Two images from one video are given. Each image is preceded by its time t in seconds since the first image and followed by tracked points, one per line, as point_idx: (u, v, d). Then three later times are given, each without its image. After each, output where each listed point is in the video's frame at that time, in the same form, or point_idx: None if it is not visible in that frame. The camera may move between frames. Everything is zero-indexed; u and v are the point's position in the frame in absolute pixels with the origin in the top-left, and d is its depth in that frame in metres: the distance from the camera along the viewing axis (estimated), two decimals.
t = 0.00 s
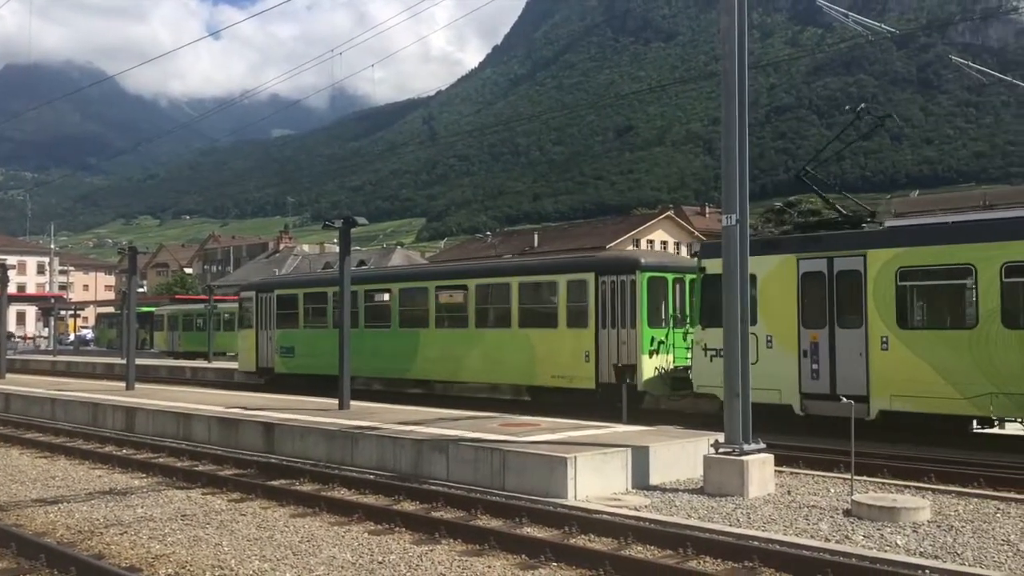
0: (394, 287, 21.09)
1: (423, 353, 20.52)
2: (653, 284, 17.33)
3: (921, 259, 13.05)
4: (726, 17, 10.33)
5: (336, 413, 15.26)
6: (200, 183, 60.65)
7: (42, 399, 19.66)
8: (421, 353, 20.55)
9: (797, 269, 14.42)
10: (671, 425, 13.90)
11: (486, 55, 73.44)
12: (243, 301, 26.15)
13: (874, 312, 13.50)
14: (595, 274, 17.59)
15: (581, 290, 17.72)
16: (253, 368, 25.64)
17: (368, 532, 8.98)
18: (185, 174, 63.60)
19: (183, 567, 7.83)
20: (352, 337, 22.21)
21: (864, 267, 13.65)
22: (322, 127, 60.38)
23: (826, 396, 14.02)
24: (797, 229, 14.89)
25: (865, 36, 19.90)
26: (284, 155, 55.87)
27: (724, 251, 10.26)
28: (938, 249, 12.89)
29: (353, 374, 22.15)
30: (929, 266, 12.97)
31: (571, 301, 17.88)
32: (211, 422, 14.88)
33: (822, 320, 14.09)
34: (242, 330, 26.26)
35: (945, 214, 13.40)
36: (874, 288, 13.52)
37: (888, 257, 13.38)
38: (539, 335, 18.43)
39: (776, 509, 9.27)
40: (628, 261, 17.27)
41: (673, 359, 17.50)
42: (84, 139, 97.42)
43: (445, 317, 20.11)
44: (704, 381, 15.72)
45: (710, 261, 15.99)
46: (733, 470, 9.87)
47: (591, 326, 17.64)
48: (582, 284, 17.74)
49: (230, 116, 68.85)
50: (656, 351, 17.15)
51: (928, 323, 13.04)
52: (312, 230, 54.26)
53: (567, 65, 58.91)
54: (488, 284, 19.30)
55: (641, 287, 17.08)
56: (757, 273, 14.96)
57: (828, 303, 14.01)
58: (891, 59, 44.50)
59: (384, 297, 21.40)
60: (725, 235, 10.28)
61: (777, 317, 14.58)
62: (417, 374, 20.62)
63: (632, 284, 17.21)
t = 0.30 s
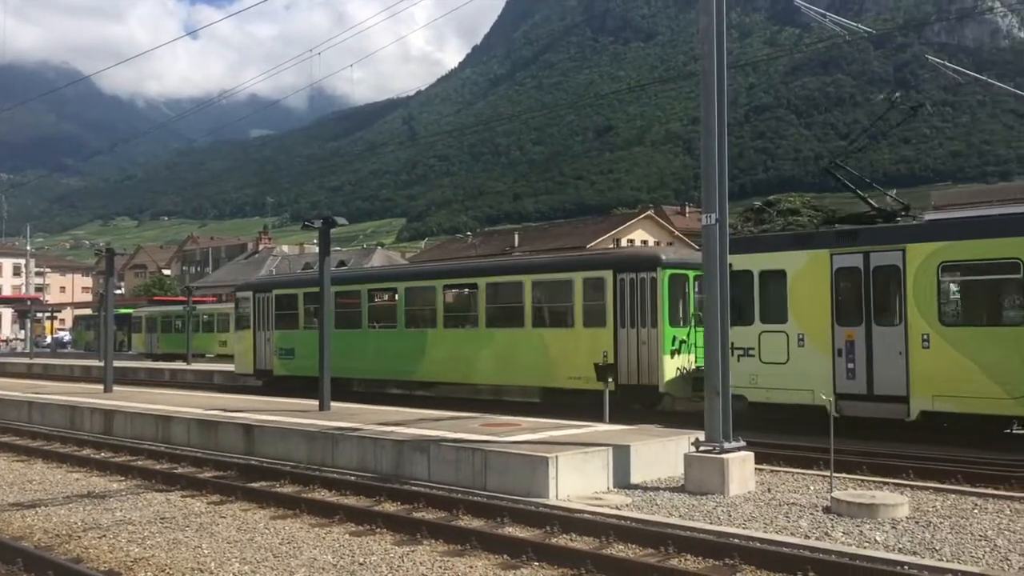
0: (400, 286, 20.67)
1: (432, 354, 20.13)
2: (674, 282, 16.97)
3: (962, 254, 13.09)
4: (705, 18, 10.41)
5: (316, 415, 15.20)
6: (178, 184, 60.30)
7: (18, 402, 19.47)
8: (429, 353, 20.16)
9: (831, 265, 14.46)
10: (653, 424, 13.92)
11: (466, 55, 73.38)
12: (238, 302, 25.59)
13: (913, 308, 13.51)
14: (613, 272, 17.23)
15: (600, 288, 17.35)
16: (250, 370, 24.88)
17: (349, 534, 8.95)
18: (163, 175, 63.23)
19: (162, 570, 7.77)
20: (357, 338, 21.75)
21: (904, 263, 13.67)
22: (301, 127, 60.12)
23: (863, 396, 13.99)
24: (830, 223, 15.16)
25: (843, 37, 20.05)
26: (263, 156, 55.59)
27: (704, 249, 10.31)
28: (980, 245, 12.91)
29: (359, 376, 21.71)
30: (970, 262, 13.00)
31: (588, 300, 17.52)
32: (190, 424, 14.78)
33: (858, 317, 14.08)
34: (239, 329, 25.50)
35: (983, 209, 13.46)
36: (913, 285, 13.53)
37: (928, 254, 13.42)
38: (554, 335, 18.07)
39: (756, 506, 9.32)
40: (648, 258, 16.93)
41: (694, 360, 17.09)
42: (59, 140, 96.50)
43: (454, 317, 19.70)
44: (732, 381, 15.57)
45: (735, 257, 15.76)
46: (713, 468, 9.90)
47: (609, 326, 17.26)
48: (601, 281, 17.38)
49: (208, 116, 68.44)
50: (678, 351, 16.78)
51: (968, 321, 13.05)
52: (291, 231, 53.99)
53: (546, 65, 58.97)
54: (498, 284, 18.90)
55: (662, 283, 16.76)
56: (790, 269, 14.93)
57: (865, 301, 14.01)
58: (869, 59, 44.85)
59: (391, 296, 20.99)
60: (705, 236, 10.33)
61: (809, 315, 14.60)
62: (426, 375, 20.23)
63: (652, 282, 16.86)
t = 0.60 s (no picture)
0: (408, 286, 20.09)
1: (442, 355, 19.57)
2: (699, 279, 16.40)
3: (1010, 246, 12.38)
4: (682, 16, 10.40)
5: (297, 415, 15.13)
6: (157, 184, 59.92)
7: None
8: (438, 354, 19.62)
9: (868, 259, 13.76)
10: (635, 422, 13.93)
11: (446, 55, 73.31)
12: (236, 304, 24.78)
13: (958, 304, 12.79)
14: (634, 269, 16.69)
15: (620, 286, 16.83)
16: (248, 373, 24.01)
17: (330, 535, 8.93)
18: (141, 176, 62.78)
19: (142, 574, 7.71)
20: (360, 338, 21.13)
21: (947, 257, 12.97)
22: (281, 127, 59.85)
23: (904, 396, 13.28)
24: (859, 218, 14.64)
25: (821, 36, 20.10)
26: (243, 155, 55.28)
27: (684, 248, 10.33)
28: None
29: (364, 379, 21.06)
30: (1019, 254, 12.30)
31: (608, 298, 17.01)
32: (170, 426, 14.68)
33: (898, 313, 13.36)
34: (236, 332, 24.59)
35: None
36: (957, 279, 12.84)
37: (973, 246, 12.73)
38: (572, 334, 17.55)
39: (737, 503, 9.38)
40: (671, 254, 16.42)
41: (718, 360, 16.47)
42: (36, 141, 95.64)
43: (463, 316, 19.17)
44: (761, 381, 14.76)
45: (765, 252, 14.97)
46: (694, 466, 9.94)
47: (630, 324, 16.69)
48: (622, 278, 16.82)
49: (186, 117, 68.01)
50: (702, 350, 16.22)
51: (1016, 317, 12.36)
52: (271, 231, 53.73)
53: (527, 65, 59.04)
54: (511, 283, 18.40)
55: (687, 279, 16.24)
56: (823, 264, 14.21)
57: (905, 296, 13.31)
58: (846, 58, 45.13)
59: (385, 297, 20.69)
60: (684, 235, 10.35)
61: (845, 312, 13.89)
62: (435, 377, 19.65)
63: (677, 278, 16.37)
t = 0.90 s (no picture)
0: (417, 284, 19.60)
1: (452, 356, 19.08)
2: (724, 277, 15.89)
3: None
4: (663, 17, 10.43)
5: (276, 417, 15.07)
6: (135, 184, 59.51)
7: None
8: (447, 355, 19.12)
9: (908, 256, 13.26)
10: (617, 423, 13.93)
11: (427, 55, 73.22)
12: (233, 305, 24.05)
13: (1005, 302, 12.34)
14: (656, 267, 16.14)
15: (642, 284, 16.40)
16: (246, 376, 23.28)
17: (310, 537, 8.88)
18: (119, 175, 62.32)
19: None
20: (365, 339, 20.61)
21: (993, 253, 12.52)
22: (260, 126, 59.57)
23: (947, 397, 12.81)
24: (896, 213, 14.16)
25: (799, 37, 20.21)
26: (222, 155, 54.97)
27: (664, 249, 10.35)
28: None
29: (369, 380, 20.56)
30: None
31: (628, 298, 16.57)
32: (147, 427, 14.57)
33: (940, 311, 12.91)
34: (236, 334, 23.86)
35: None
36: (1005, 276, 12.39)
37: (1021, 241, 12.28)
38: (590, 334, 17.10)
39: (716, 502, 9.42)
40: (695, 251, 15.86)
41: (745, 360, 16.08)
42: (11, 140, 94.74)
43: (474, 316, 18.68)
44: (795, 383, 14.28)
45: (798, 249, 14.46)
46: (675, 466, 9.97)
47: (652, 324, 16.27)
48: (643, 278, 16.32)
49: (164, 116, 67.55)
50: (728, 350, 15.76)
51: None
52: (250, 231, 53.45)
53: (507, 65, 59.07)
54: (525, 282, 17.92)
55: (712, 279, 15.72)
56: (860, 261, 13.73)
57: (948, 294, 12.85)
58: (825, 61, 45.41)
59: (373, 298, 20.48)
60: (665, 235, 10.37)
61: (884, 310, 13.43)
62: (445, 378, 19.17)
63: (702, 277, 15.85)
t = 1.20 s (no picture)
0: (428, 284, 19.16)
1: (465, 356, 18.67)
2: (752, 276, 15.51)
3: None
4: (645, 18, 10.45)
5: (257, 418, 15.01)
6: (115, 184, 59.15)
7: None
8: (462, 356, 18.69)
9: (954, 254, 12.75)
10: (598, 423, 13.95)
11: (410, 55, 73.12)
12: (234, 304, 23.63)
13: None
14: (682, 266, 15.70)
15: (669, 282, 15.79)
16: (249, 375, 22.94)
17: (291, 539, 8.84)
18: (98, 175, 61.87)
19: None
20: (372, 340, 20.12)
21: None
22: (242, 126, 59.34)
23: (997, 400, 12.32)
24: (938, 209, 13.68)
25: (781, 40, 20.31)
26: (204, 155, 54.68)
27: (646, 250, 10.37)
28: None
29: (377, 381, 20.12)
30: None
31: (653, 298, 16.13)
32: (127, 428, 14.46)
33: (990, 311, 12.42)
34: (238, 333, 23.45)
35: None
36: None
37: None
38: (613, 334, 16.69)
39: (698, 503, 9.43)
40: (725, 249, 15.43)
41: (775, 362, 15.68)
42: None
43: (490, 316, 18.25)
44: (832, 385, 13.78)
45: (836, 248, 13.98)
46: (656, 467, 9.99)
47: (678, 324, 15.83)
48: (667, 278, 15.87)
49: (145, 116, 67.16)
50: (758, 352, 15.33)
51: None
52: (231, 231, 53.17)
53: (491, 66, 59.08)
54: (544, 280, 17.50)
55: (742, 278, 15.32)
56: (902, 259, 13.26)
57: (996, 292, 12.37)
58: (806, 63, 45.69)
59: (368, 298, 20.26)
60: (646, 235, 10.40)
61: (929, 310, 12.94)
62: (459, 379, 18.76)
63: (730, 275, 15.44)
